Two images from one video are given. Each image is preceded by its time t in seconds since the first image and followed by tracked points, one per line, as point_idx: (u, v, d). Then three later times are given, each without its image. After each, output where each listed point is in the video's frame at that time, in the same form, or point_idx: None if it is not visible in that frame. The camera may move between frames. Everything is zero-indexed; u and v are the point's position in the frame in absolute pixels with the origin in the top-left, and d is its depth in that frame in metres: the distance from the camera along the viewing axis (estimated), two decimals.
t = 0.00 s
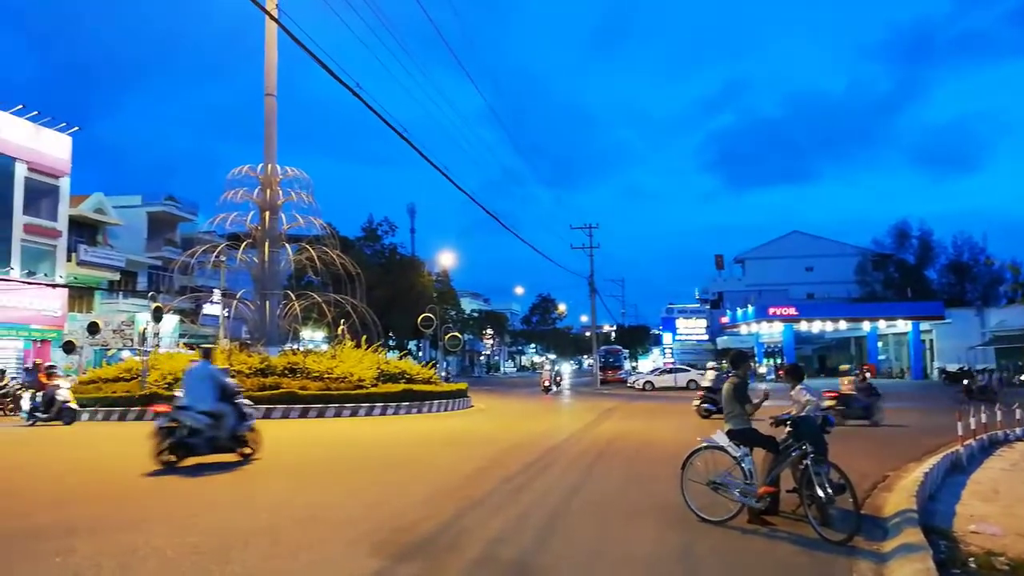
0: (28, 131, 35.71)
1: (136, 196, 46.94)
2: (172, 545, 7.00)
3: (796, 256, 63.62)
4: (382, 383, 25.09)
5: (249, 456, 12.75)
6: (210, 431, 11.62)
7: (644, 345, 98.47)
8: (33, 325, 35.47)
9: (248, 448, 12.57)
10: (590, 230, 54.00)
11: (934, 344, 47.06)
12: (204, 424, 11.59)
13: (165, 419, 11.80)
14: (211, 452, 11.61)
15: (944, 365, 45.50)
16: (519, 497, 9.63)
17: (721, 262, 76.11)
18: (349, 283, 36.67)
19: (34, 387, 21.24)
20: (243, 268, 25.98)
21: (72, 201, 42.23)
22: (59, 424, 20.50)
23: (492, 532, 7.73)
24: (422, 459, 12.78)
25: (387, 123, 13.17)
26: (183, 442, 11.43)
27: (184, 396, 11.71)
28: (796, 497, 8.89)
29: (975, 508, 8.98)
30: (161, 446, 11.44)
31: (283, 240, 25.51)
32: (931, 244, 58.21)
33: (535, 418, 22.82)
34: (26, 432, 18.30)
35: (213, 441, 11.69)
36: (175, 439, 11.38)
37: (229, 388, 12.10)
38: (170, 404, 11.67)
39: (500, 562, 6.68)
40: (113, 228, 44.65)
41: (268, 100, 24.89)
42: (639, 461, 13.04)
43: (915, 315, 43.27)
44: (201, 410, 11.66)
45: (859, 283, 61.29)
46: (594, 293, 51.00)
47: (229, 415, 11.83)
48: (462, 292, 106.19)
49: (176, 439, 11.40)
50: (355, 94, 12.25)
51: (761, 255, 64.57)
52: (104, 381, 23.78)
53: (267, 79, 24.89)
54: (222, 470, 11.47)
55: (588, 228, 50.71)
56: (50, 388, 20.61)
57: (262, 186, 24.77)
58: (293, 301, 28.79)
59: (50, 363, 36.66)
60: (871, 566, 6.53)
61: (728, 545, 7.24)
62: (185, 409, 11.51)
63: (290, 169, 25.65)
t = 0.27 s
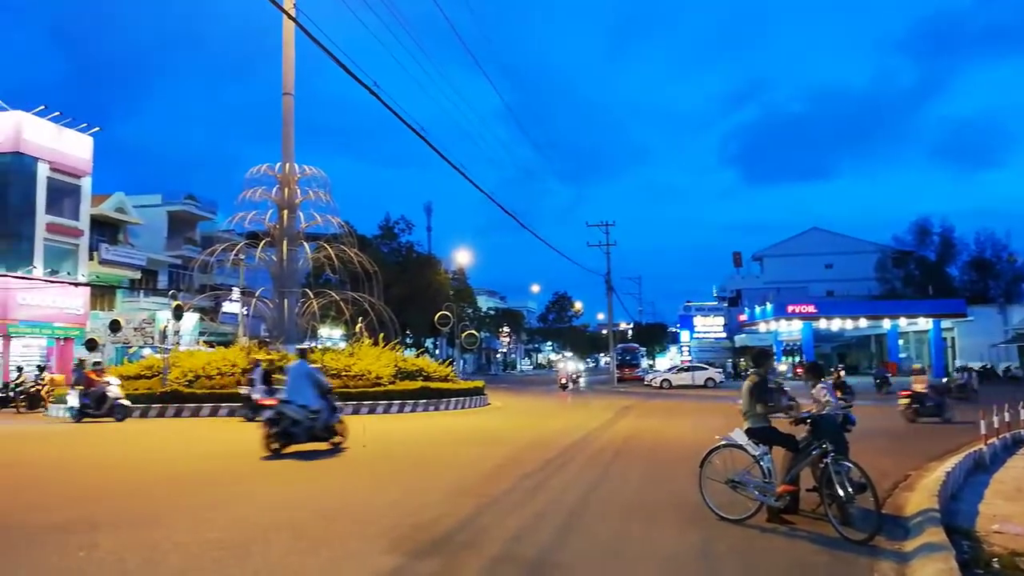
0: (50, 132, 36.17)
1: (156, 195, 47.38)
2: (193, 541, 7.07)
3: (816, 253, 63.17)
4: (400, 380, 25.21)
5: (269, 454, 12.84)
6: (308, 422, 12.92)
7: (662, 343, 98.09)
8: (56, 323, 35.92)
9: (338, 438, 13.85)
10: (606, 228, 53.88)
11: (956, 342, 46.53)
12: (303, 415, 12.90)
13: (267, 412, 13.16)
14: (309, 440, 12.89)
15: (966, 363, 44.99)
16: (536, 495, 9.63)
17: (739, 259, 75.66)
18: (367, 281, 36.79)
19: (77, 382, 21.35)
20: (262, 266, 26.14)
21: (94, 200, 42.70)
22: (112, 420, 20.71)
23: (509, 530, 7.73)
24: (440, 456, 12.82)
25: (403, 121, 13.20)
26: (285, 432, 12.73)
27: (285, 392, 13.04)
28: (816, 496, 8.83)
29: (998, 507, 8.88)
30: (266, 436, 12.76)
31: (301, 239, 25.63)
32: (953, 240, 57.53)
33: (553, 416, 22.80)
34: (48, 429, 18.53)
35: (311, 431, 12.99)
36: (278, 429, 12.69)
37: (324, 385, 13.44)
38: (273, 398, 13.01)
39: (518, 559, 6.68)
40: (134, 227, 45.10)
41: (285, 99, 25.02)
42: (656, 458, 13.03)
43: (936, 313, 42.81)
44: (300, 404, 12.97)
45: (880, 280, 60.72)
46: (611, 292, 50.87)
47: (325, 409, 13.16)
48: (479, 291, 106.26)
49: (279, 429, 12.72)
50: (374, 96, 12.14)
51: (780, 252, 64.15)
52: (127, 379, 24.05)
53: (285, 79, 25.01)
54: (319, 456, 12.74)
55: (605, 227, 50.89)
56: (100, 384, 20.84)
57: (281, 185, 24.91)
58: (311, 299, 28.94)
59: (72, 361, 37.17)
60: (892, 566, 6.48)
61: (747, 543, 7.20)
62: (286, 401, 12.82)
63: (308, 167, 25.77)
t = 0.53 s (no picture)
0: (75, 133, 36.67)
1: (179, 195, 47.85)
2: (217, 536, 7.14)
3: (838, 248, 62.61)
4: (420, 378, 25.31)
5: (291, 450, 12.94)
6: (387, 414, 14.12)
7: (681, 340, 97.66)
8: (82, 321, 36.38)
9: (413, 429, 15.06)
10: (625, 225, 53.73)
11: (981, 338, 45.97)
12: (382, 409, 14.10)
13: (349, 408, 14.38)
14: (388, 431, 14.08)
15: (991, 360, 44.44)
16: (556, 492, 9.65)
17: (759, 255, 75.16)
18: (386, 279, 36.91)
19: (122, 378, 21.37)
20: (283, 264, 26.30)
21: (118, 199, 43.18)
22: (165, 417, 21.01)
23: (529, 527, 7.74)
24: (459, 453, 12.85)
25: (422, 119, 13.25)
26: (367, 423, 13.92)
27: (364, 387, 14.25)
28: (839, 494, 8.76)
29: None
30: (350, 428, 13.96)
31: (321, 237, 25.77)
32: (977, 235, 56.78)
33: (573, 413, 22.80)
34: (73, 426, 18.78)
35: (389, 422, 14.17)
36: (361, 421, 13.88)
37: (399, 380, 14.62)
38: (354, 395, 14.22)
39: (539, 556, 6.69)
40: (157, 226, 45.56)
41: (305, 97, 25.16)
42: (677, 455, 12.98)
43: (961, 309, 42.30)
44: (378, 398, 14.17)
45: (903, 275, 60.07)
46: (630, 289, 50.71)
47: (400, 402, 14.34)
48: (498, 288, 106.32)
49: (362, 421, 13.90)
50: (388, 89, 12.46)
51: (801, 248, 63.69)
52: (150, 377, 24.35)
53: (304, 77, 25.16)
54: (397, 445, 13.86)
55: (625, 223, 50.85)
56: (151, 381, 21.07)
57: (301, 183, 25.06)
58: (331, 297, 29.09)
59: (97, 359, 37.62)
60: (918, 565, 6.41)
61: (769, 541, 7.16)
62: (366, 396, 14.02)
63: (328, 166, 25.90)
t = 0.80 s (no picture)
0: (96, 133, 37.04)
1: (197, 194, 48.19)
2: (237, 532, 7.19)
3: (857, 248, 62.05)
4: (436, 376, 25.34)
5: (308, 448, 13.00)
6: (448, 408, 15.07)
7: (697, 340, 97.23)
8: (103, 319, 36.77)
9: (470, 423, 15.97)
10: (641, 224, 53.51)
11: (1003, 339, 45.44)
12: (444, 404, 15.04)
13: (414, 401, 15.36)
14: (450, 424, 15.04)
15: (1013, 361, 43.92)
16: (573, 491, 9.63)
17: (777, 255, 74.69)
18: (403, 278, 36.98)
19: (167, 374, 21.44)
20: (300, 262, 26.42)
21: (137, 198, 43.56)
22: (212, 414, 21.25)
23: (546, 525, 7.72)
24: (476, 451, 12.86)
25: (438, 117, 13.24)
26: (431, 418, 14.93)
27: (427, 384, 15.21)
28: (859, 496, 8.69)
29: None
30: (416, 422, 15.00)
31: (338, 236, 25.87)
32: (999, 235, 56.09)
33: (589, 412, 22.75)
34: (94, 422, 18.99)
35: (450, 416, 15.14)
36: (425, 416, 14.89)
37: (459, 377, 15.54)
38: (418, 389, 15.17)
39: (556, 554, 6.68)
40: (176, 225, 45.92)
41: (322, 97, 25.25)
42: (694, 455, 12.91)
43: (982, 309, 41.83)
44: (440, 394, 15.10)
45: (923, 275, 59.44)
46: (646, 288, 50.49)
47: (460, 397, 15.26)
48: (513, 287, 106.24)
49: (426, 416, 14.93)
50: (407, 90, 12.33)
51: (819, 247, 63.23)
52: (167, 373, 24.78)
53: (322, 77, 25.26)
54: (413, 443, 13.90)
55: (641, 222, 50.67)
56: (197, 378, 21.07)
57: (319, 182, 25.17)
58: (348, 296, 29.20)
59: (117, 356, 37.96)
60: (940, 567, 6.35)
61: (788, 542, 7.10)
62: (429, 393, 14.93)
63: (345, 165, 25.98)
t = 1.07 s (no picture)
0: (118, 131, 37.43)
1: (218, 191, 48.57)
2: (258, 527, 7.23)
3: (878, 242, 61.39)
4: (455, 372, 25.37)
5: (329, 444, 13.07)
6: (502, 401, 16.02)
7: (717, 335, 96.73)
8: (126, 316, 37.23)
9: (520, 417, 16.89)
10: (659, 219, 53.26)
11: None
12: (499, 398, 16.01)
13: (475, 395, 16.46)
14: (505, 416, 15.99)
15: None
16: (593, 486, 9.61)
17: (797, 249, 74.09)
18: (421, 274, 37.08)
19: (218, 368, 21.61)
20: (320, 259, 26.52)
21: (159, 196, 43.96)
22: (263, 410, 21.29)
23: (566, 521, 7.71)
24: (496, 447, 12.88)
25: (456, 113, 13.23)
26: (487, 410, 15.92)
27: (482, 380, 16.21)
28: (882, 492, 8.60)
29: None
30: (474, 415, 15.99)
31: (357, 233, 25.97)
32: None
33: (609, 407, 22.70)
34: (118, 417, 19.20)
35: (504, 409, 16.09)
36: (481, 411, 15.93)
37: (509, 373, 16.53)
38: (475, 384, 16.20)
39: (576, 550, 6.67)
40: (197, 222, 46.32)
41: (341, 94, 25.34)
42: (714, 451, 12.85)
43: (1007, 303, 41.28)
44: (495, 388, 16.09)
45: (947, 269, 58.70)
46: (665, 283, 50.24)
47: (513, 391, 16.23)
48: (532, 283, 106.15)
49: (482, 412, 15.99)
50: (424, 86, 12.68)
51: (841, 241, 62.64)
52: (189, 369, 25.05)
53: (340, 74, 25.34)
54: (434, 439, 13.95)
55: (659, 217, 50.43)
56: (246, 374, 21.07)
57: (337, 179, 25.28)
58: (367, 292, 29.32)
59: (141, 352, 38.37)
60: (966, 565, 6.27)
61: (810, 539, 7.04)
62: (484, 389, 15.97)
63: (363, 162, 26.07)
